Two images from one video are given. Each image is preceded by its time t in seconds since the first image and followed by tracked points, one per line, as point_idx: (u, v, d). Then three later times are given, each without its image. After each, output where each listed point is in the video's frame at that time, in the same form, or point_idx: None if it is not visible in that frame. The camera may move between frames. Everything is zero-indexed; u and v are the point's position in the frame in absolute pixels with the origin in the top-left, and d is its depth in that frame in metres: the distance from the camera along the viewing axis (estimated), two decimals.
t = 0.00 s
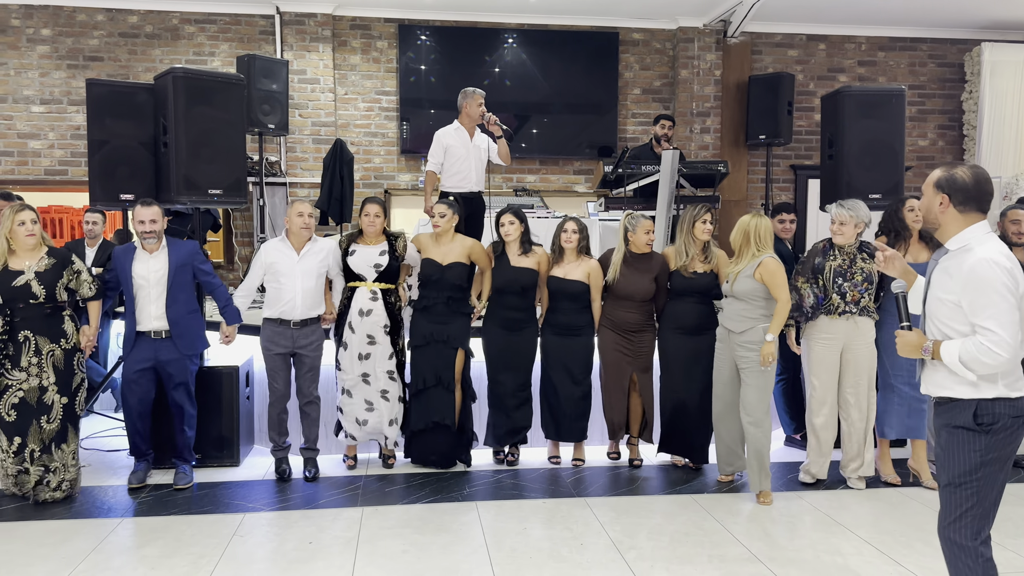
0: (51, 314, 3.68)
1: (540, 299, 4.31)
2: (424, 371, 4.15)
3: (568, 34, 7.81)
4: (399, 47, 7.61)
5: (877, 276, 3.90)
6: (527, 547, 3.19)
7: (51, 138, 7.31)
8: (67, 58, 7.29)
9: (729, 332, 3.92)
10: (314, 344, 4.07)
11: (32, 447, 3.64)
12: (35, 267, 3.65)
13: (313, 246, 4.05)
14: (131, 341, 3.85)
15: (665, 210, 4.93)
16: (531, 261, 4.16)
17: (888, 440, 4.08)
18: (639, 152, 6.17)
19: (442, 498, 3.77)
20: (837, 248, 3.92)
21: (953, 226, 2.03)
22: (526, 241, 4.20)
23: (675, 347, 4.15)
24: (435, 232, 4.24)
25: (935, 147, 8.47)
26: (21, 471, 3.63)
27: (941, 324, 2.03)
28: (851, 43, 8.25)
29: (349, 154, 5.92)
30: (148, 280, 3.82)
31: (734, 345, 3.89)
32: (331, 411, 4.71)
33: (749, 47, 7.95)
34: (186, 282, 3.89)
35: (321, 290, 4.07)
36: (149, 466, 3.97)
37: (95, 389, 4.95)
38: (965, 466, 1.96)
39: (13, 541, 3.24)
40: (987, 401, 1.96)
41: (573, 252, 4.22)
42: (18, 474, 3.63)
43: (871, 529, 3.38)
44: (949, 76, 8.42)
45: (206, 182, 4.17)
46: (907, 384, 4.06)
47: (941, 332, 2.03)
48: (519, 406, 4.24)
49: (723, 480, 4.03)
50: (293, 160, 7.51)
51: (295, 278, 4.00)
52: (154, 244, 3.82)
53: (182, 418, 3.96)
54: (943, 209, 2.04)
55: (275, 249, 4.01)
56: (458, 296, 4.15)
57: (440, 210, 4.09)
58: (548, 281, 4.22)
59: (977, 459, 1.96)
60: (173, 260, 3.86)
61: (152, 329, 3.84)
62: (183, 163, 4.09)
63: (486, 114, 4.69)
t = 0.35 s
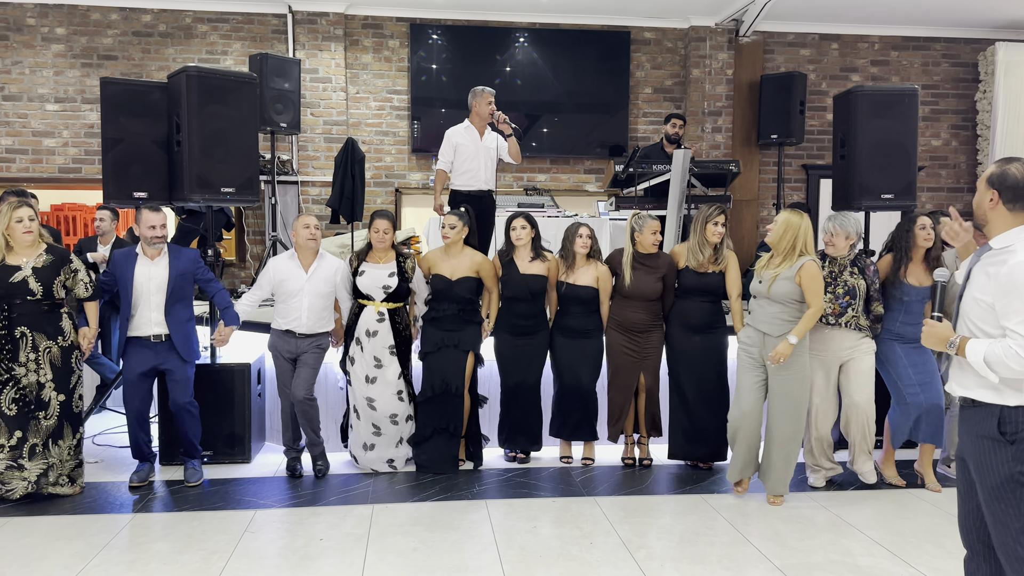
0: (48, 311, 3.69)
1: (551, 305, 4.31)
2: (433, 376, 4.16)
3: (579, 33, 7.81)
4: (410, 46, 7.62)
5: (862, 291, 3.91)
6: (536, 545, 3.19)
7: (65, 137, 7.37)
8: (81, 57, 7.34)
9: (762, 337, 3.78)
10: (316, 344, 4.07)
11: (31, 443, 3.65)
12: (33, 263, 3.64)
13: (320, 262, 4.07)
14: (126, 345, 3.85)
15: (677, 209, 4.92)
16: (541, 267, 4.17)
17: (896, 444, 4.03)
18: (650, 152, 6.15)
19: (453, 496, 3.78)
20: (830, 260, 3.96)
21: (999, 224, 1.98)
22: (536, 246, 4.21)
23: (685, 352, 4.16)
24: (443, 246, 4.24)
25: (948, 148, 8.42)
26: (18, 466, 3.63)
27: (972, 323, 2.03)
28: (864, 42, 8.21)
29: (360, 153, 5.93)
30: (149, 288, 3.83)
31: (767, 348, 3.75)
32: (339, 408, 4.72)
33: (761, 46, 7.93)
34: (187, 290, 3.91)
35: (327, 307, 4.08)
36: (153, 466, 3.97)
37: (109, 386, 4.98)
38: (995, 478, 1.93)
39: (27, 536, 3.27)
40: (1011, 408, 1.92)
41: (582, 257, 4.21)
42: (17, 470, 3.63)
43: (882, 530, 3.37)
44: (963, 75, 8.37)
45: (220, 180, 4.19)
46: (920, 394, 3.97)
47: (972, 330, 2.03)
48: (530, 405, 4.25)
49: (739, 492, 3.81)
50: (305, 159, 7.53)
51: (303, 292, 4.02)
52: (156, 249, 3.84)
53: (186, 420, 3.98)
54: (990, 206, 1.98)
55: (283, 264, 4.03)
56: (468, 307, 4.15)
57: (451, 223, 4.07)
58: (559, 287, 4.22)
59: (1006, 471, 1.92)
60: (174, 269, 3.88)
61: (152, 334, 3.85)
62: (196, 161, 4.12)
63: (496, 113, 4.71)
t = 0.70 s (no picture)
0: (46, 308, 3.69)
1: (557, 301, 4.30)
2: (442, 370, 4.17)
3: (587, 31, 7.80)
4: (418, 45, 7.63)
5: (873, 292, 3.85)
6: (544, 543, 3.19)
7: (75, 135, 7.39)
8: (90, 55, 7.37)
9: (807, 345, 3.48)
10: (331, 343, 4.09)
11: (27, 437, 3.66)
12: (30, 261, 3.63)
13: (330, 255, 4.08)
14: (134, 345, 3.86)
15: (684, 207, 4.91)
16: (547, 261, 4.16)
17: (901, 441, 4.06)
18: (658, 150, 6.14)
19: (460, 493, 3.78)
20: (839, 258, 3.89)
21: None
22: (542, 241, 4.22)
23: (693, 348, 4.15)
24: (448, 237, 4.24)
25: (958, 146, 8.38)
26: (13, 461, 3.65)
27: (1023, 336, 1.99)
28: (873, 40, 8.17)
29: (368, 152, 5.94)
30: (155, 284, 3.84)
31: (812, 356, 3.49)
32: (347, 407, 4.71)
33: (770, 44, 7.92)
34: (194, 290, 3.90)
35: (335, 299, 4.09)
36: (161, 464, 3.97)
37: (117, 383, 4.99)
38: None
39: (37, 532, 3.29)
40: None
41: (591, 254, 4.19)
42: (12, 465, 3.65)
43: (891, 529, 3.35)
44: (973, 73, 8.32)
45: (228, 178, 4.20)
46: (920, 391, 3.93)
47: None
48: (537, 403, 4.25)
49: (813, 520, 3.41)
50: (313, 157, 7.54)
51: (311, 287, 4.02)
52: (163, 245, 3.88)
53: (192, 416, 3.97)
54: None
55: (292, 256, 4.03)
56: (474, 297, 4.16)
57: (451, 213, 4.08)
58: (564, 284, 4.21)
59: None
60: (179, 267, 3.87)
61: (158, 330, 3.86)
62: (205, 160, 4.13)
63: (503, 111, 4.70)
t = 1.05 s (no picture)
0: (58, 310, 3.70)
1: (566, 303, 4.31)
2: (447, 376, 4.18)
3: (591, 29, 7.79)
4: (422, 43, 7.63)
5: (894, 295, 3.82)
6: (549, 541, 3.19)
7: (80, 134, 7.41)
8: (95, 55, 7.38)
9: (857, 347, 3.37)
10: (338, 345, 4.09)
11: (35, 439, 3.65)
12: (43, 263, 3.65)
13: (334, 262, 4.08)
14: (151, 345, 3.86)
15: (689, 205, 4.91)
16: (556, 265, 4.15)
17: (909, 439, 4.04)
18: (663, 147, 6.13)
19: (465, 491, 3.78)
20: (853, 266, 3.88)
21: None
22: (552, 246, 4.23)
23: (703, 346, 4.13)
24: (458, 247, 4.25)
25: (964, 142, 8.35)
26: (20, 463, 3.63)
27: None
28: (878, 36, 8.15)
29: (373, 151, 5.95)
30: (176, 287, 3.86)
31: (862, 358, 3.39)
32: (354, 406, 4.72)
33: (774, 41, 7.90)
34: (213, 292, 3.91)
35: (343, 303, 4.09)
36: (167, 462, 3.99)
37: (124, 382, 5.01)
38: None
39: (44, 531, 3.30)
40: None
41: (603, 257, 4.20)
42: (20, 467, 3.64)
43: (897, 527, 3.34)
44: (980, 69, 8.29)
45: (233, 177, 4.21)
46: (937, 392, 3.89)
47: None
48: (543, 401, 4.24)
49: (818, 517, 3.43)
50: (318, 156, 7.55)
51: (317, 293, 4.03)
52: (180, 247, 3.87)
53: (207, 418, 3.98)
54: None
55: (297, 265, 4.04)
56: (481, 308, 4.17)
57: (458, 222, 4.09)
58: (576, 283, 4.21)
59: None
60: (199, 271, 3.88)
61: (179, 333, 3.86)
62: (210, 158, 4.14)
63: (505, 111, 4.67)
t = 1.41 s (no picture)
0: (64, 310, 3.71)
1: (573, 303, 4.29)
2: (449, 367, 4.17)
3: (593, 26, 7.78)
4: (424, 42, 7.63)
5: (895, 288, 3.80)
6: (553, 540, 3.19)
7: (83, 134, 7.43)
8: (98, 55, 7.39)
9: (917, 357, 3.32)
10: (345, 340, 4.11)
11: (29, 436, 3.67)
12: (47, 264, 3.67)
13: (338, 252, 4.09)
14: (164, 345, 3.87)
15: (691, 202, 4.91)
16: (560, 262, 4.14)
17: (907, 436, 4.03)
18: (665, 145, 6.13)
19: (469, 490, 3.79)
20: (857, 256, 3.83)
21: None
22: (557, 242, 4.22)
23: (707, 343, 4.15)
24: (463, 234, 4.24)
25: (967, 139, 8.33)
26: (16, 458, 3.65)
27: None
28: (881, 33, 8.13)
29: (375, 149, 5.96)
30: (184, 286, 3.85)
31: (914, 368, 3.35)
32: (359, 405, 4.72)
33: (777, 38, 7.88)
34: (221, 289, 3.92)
35: (348, 295, 4.09)
36: (173, 460, 4.00)
37: (127, 380, 5.01)
38: None
39: (48, 530, 3.31)
40: None
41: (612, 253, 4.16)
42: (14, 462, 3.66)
43: (900, 525, 3.34)
44: (983, 66, 8.27)
45: (236, 176, 4.21)
46: (940, 387, 3.80)
47: None
48: (547, 400, 4.25)
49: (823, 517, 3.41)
50: (321, 155, 7.55)
51: (323, 285, 4.03)
52: (188, 245, 3.87)
53: (215, 416, 3.99)
54: None
55: (301, 255, 4.05)
56: (484, 297, 4.15)
57: (469, 210, 4.10)
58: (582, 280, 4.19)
59: None
60: (207, 268, 3.89)
61: (189, 330, 3.88)
62: (212, 158, 4.14)
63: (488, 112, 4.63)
